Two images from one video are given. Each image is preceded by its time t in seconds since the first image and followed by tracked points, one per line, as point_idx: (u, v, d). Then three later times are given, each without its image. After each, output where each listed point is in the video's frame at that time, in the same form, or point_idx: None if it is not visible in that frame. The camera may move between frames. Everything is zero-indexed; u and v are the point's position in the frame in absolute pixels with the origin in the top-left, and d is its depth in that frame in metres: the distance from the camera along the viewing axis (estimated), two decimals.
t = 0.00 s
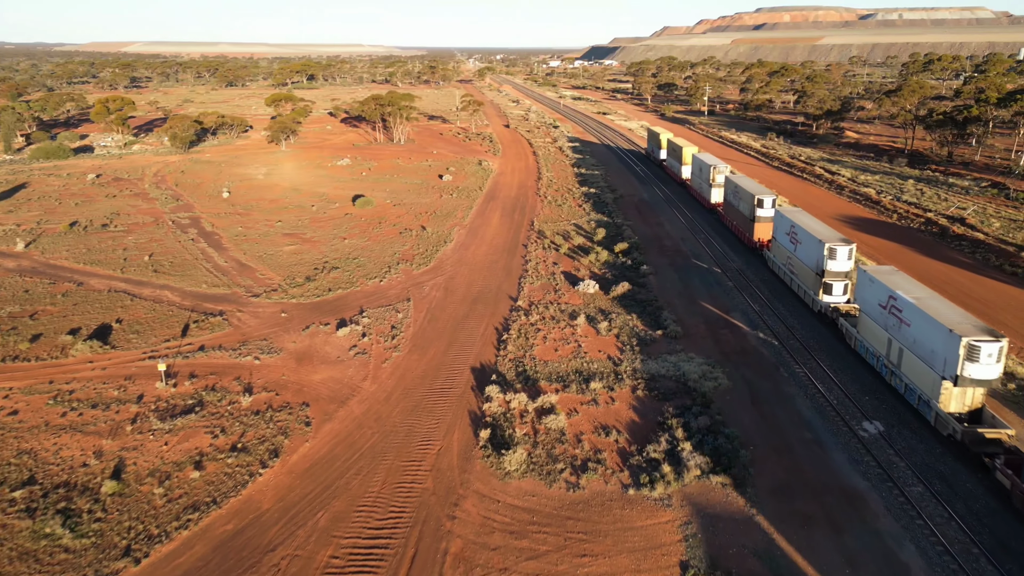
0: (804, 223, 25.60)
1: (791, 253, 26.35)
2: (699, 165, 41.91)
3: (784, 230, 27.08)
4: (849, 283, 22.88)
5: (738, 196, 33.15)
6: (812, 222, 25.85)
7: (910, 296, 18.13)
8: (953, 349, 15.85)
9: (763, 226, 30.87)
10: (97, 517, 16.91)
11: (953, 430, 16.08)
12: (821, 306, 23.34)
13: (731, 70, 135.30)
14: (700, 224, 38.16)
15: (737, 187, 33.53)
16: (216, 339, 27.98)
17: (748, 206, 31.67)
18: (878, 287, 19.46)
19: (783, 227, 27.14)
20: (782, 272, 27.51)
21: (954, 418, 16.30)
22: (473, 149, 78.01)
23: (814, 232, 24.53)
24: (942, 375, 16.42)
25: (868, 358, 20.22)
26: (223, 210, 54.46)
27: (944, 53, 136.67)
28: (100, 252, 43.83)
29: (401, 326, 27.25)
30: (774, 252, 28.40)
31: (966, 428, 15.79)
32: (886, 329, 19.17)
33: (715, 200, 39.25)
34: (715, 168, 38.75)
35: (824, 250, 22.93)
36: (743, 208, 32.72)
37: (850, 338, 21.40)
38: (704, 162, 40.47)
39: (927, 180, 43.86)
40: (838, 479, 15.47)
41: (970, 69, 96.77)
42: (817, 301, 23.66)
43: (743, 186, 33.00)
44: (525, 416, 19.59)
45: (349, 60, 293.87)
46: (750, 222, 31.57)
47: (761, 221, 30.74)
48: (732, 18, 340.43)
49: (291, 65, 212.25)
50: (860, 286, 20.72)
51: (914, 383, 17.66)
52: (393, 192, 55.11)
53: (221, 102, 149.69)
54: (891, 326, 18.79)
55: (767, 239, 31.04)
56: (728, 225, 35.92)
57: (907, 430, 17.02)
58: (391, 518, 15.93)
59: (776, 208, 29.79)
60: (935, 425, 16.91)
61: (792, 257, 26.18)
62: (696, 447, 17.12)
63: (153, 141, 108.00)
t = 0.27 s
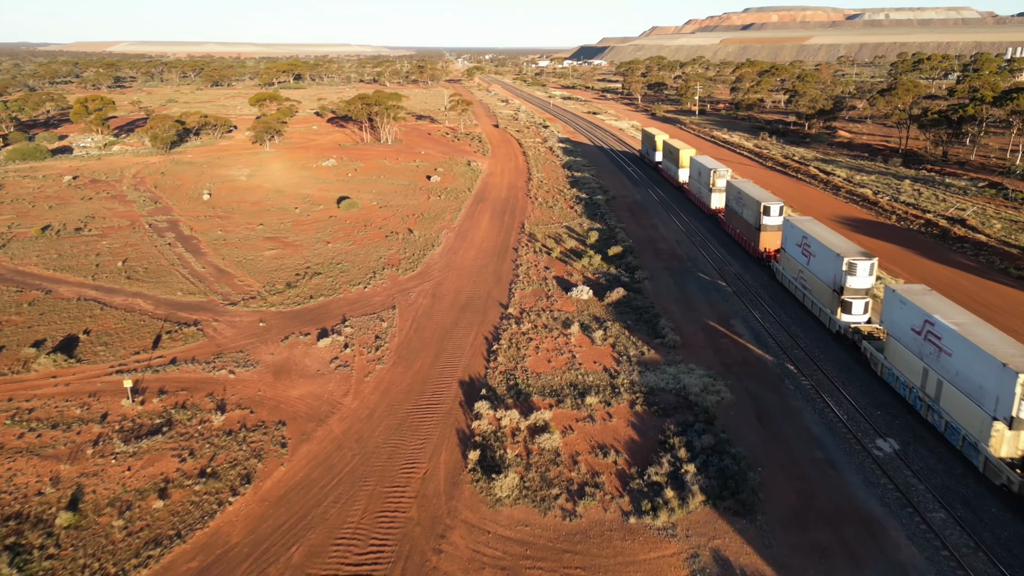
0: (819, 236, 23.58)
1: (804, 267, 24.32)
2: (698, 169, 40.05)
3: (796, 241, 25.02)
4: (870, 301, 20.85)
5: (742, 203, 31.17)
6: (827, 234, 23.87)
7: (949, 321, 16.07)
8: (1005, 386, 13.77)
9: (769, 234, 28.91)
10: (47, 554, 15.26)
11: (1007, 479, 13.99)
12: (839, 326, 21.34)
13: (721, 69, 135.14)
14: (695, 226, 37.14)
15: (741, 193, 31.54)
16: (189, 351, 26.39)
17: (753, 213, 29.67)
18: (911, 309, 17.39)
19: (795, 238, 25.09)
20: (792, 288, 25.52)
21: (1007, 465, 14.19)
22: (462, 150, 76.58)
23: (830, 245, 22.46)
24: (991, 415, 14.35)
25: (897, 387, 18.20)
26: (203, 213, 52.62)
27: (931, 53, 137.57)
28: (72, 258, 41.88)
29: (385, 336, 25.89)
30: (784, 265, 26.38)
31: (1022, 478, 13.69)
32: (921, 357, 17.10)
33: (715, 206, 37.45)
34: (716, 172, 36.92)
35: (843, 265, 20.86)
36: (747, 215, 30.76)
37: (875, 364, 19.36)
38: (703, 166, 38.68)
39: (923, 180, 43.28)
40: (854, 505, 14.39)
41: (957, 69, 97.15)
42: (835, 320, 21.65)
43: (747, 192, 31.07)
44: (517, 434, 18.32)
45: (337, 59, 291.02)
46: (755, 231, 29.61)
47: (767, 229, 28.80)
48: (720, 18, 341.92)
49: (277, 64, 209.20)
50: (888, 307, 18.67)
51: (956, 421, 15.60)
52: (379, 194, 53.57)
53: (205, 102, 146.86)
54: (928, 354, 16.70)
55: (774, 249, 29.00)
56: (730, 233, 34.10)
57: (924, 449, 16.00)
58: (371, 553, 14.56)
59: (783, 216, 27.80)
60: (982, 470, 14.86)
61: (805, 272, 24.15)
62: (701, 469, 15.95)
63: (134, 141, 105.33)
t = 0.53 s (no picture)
0: (838, 248, 21.58)
1: (821, 282, 22.32)
2: (698, 172, 38.12)
3: (813, 253, 22.93)
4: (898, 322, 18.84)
5: (748, 210, 29.18)
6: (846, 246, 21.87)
7: (1002, 352, 13.97)
8: None
9: (779, 244, 26.97)
10: None
11: None
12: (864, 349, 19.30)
13: (713, 69, 134.74)
14: (692, 229, 36.16)
15: (746, 199, 29.53)
16: (162, 363, 24.92)
17: (761, 221, 27.69)
18: (953, 336, 15.33)
19: (811, 250, 23.09)
20: (807, 304, 23.52)
21: None
22: (453, 150, 75.24)
23: (852, 259, 20.40)
24: None
25: (936, 423, 16.18)
26: (185, 216, 50.93)
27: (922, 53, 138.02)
28: (45, 263, 40.11)
29: (371, 346, 24.64)
30: (798, 278, 24.38)
31: None
32: (966, 392, 15.03)
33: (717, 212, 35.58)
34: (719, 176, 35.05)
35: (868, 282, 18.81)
36: (753, 224, 28.79)
37: (908, 395, 17.37)
38: (704, 170, 36.78)
39: (922, 180, 42.72)
40: (873, 532, 13.39)
41: (948, 69, 97.21)
42: (859, 342, 19.59)
43: (753, 198, 29.11)
44: (510, 454, 17.15)
45: (326, 59, 288.32)
46: (763, 240, 27.64)
47: (776, 239, 26.87)
48: (711, 18, 342.87)
49: (265, 64, 206.53)
50: (925, 332, 16.59)
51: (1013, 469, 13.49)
52: (367, 195, 52.16)
53: (192, 102, 144.58)
54: (976, 389, 14.59)
55: (784, 261, 26.96)
56: (735, 240, 32.22)
57: (944, 469, 15.03)
58: None
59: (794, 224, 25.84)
60: None
61: (822, 287, 22.16)
62: (707, 494, 14.86)
63: (116, 142, 102.93)
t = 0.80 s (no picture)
0: (864, 263, 19.61)
1: (843, 299, 20.36)
2: (701, 177, 36.20)
3: (834, 268, 21.04)
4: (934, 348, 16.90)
5: (757, 218, 27.23)
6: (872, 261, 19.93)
7: None
8: None
9: (791, 256, 24.95)
10: None
11: None
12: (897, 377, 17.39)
13: (705, 68, 134.41)
14: (690, 231, 35.13)
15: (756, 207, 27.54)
16: (134, 378, 23.49)
17: (772, 231, 25.71)
18: (1011, 372, 13.55)
19: (832, 264, 21.13)
20: (826, 322, 21.60)
21: None
22: (444, 150, 73.92)
23: (881, 275, 18.50)
24: None
25: (987, 469, 14.33)
26: (166, 219, 49.27)
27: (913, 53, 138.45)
28: (16, 269, 38.39)
29: (357, 357, 23.37)
30: (815, 294, 22.42)
31: None
32: None
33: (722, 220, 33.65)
34: (722, 181, 33.21)
35: (902, 303, 16.93)
36: (763, 233, 26.81)
37: (952, 435, 15.49)
38: (708, 174, 34.86)
39: (920, 180, 42.18)
40: (897, 563, 12.36)
41: (940, 69, 97.23)
42: (890, 370, 17.71)
43: (762, 206, 27.14)
44: (503, 478, 15.96)
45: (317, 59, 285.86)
46: (774, 250, 25.68)
47: (789, 250, 24.96)
48: (702, 18, 343.65)
49: (254, 63, 203.96)
50: (974, 366, 14.83)
51: None
52: (355, 197, 50.80)
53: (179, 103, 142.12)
54: None
55: (797, 273, 24.97)
56: (741, 250, 30.30)
57: (968, 492, 14.04)
58: None
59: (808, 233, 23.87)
60: None
61: (845, 305, 20.19)
62: (717, 522, 13.74)
63: (99, 142, 100.61)
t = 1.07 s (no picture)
0: (898, 282, 17.61)
1: (873, 322, 18.37)
2: (705, 181, 34.23)
3: (859, 286, 19.06)
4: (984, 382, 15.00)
5: (768, 228, 25.32)
6: (905, 279, 17.97)
7: None
8: None
9: (808, 270, 22.96)
10: None
11: None
12: (941, 414, 15.49)
13: (698, 68, 133.96)
14: (688, 234, 34.10)
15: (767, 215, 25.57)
16: (103, 393, 22.09)
17: (787, 242, 23.73)
18: None
19: (858, 282, 19.13)
20: (851, 345, 19.62)
21: None
22: (435, 151, 72.56)
23: (918, 297, 16.53)
24: None
25: None
26: (147, 222, 47.65)
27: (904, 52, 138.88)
28: None
29: (342, 370, 22.09)
30: (837, 313, 20.44)
31: None
32: None
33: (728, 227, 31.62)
34: (728, 186, 31.11)
35: (946, 330, 15.05)
36: (776, 243, 24.81)
37: (1010, 485, 13.57)
38: (712, 179, 32.90)
39: (921, 180, 41.62)
40: None
41: (933, 68, 97.30)
42: (933, 406, 15.78)
43: (775, 214, 25.16)
44: (497, 505, 14.77)
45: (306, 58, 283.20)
46: (788, 263, 23.73)
47: (805, 263, 23.01)
48: (693, 19, 344.39)
49: (243, 62, 201.35)
50: None
51: None
52: (343, 199, 49.45)
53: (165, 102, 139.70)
54: None
55: (814, 289, 23.01)
56: (749, 260, 28.30)
57: (998, 519, 13.04)
58: None
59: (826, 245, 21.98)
60: None
61: (875, 328, 18.19)
62: (729, 555, 12.62)
63: (82, 143, 98.31)
